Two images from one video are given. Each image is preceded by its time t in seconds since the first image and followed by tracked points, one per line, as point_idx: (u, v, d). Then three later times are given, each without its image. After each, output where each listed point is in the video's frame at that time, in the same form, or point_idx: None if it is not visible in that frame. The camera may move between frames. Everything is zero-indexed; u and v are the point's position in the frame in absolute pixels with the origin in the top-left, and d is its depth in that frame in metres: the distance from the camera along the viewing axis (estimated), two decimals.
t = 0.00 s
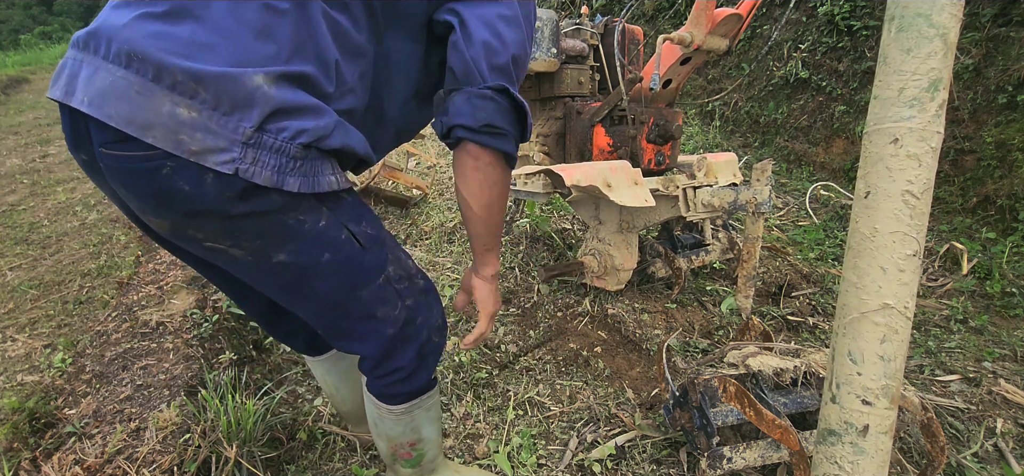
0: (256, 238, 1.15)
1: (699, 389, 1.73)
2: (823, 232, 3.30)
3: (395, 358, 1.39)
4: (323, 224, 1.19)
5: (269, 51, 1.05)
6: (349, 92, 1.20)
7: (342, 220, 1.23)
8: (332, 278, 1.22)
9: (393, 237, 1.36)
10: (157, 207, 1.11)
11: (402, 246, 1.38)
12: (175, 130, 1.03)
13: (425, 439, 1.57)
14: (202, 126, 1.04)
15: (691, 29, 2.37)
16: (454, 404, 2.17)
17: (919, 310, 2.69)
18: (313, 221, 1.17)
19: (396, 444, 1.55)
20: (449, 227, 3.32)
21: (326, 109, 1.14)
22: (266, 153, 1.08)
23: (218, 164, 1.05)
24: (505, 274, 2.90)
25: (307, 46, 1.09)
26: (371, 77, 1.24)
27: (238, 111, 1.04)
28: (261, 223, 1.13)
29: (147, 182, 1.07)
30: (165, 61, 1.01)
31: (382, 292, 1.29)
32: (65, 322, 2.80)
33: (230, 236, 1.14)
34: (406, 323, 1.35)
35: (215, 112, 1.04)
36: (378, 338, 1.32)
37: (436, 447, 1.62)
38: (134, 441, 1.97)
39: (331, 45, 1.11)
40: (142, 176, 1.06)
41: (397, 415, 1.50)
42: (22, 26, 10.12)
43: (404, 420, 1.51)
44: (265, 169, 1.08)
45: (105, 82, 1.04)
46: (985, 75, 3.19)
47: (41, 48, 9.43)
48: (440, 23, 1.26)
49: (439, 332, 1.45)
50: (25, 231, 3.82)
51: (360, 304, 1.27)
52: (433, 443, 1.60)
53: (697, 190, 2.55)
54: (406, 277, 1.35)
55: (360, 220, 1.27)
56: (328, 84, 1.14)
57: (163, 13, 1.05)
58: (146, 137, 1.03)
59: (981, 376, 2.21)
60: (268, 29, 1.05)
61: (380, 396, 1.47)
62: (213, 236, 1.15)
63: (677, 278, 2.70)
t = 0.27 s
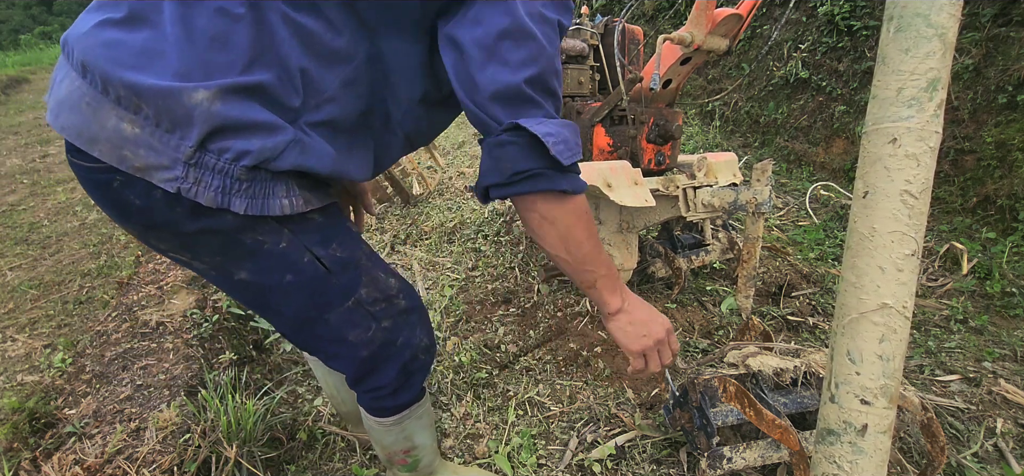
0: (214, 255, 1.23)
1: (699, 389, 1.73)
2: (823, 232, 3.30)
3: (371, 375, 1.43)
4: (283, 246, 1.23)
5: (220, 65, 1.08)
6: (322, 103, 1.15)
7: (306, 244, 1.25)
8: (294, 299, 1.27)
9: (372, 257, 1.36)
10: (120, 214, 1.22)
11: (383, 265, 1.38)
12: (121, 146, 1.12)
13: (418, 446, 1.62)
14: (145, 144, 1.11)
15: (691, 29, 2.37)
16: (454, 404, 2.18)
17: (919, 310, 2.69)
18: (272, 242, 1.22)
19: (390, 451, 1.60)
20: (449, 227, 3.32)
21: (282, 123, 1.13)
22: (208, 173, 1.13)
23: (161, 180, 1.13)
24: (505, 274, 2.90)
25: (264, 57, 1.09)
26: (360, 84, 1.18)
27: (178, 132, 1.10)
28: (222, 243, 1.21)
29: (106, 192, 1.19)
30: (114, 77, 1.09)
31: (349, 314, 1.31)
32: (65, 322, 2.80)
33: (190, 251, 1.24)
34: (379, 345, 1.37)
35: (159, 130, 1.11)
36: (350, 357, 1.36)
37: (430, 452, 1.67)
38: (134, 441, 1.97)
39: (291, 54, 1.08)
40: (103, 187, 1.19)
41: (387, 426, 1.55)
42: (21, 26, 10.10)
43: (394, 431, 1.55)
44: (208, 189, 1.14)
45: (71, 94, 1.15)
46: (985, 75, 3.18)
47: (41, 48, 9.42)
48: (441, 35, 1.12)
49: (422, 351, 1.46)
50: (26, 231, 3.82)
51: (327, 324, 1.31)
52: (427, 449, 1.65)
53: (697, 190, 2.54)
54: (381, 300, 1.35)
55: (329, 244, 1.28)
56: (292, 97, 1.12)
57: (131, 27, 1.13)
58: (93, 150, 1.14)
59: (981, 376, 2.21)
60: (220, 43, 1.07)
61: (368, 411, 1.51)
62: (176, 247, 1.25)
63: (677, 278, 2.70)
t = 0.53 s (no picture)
0: (193, 265, 1.31)
1: (699, 389, 1.73)
2: (823, 232, 3.30)
3: (363, 382, 1.47)
4: (257, 261, 1.28)
5: (201, 99, 1.12)
6: (314, 142, 1.17)
7: (282, 259, 1.29)
8: (278, 308, 1.33)
9: (357, 269, 1.37)
10: (103, 218, 1.32)
11: (372, 276, 1.40)
12: (93, 162, 1.20)
13: (416, 450, 1.64)
14: (115, 162, 1.18)
15: (691, 29, 2.37)
16: (454, 404, 2.18)
17: (919, 310, 2.68)
18: (245, 257, 1.27)
19: (387, 454, 1.63)
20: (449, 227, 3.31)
21: (257, 158, 1.16)
22: (173, 195, 1.19)
23: (130, 197, 1.20)
24: (505, 274, 2.89)
25: (245, 95, 1.12)
26: (374, 128, 1.18)
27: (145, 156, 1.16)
28: (204, 254, 1.28)
29: (88, 199, 1.30)
30: (93, 98, 1.15)
31: (332, 324, 1.36)
32: (65, 322, 2.80)
33: (172, 258, 1.33)
34: (368, 353, 1.41)
35: (127, 150, 1.17)
36: (340, 362, 1.42)
37: (429, 455, 1.69)
38: (134, 441, 1.97)
39: (278, 96, 1.13)
40: (84, 195, 1.30)
41: (384, 430, 1.58)
42: (21, 26, 10.08)
43: (391, 435, 1.59)
44: (173, 211, 1.20)
45: (58, 105, 1.23)
46: (985, 75, 3.18)
47: (41, 48, 9.41)
48: (479, 88, 1.18)
49: (418, 358, 1.50)
50: (26, 231, 3.82)
51: (312, 331, 1.37)
52: (426, 452, 1.67)
53: (697, 190, 2.56)
54: (368, 311, 1.38)
55: (307, 259, 1.30)
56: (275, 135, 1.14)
57: (116, 50, 1.17)
58: (71, 162, 1.22)
59: (981, 376, 2.21)
60: (201, 78, 1.11)
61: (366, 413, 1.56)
62: (160, 253, 1.34)
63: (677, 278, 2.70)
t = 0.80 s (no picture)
0: (194, 273, 1.35)
1: (699, 389, 1.73)
2: (823, 232, 3.30)
3: (366, 387, 1.48)
4: (259, 272, 1.30)
5: (229, 124, 1.16)
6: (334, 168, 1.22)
7: (284, 270, 1.31)
8: (280, 314, 1.36)
9: (361, 277, 1.38)
10: (101, 224, 1.34)
11: (375, 283, 1.40)
12: (98, 170, 1.21)
13: (419, 452, 1.65)
14: (121, 173, 1.20)
15: (691, 29, 2.37)
16: (454, 404, 2.19)
17: (919, 310, 2.68)
18: (247, 267, 1.30)
19: (390, 456, 1.64)
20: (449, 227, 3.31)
21: (273, 180, 1.20)
22: (179, 209, 1.21)
23: (134, 207, 1.22)
24: (505, 274, 2.89)
25: (270, 124, 1.18)
26: (397, 159, 1.24)
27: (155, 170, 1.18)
28: (206, 263, 1.31)
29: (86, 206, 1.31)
30: (108, 109, 1.16)
31: (335, 331, 1.38)
32: (65, 322, 2.80)
33: (173, 265, 1.36)
34: (371, 358, 1.43)
35: (137, 162, 1.18)
36: (341, 365, 1.44)
37: (431, 456, 1.69)
38: (134, 441, 1.97)
39: (304, 127, 1.19)
40: (81, 202, 1.32)
41: (387, 432, 1.59)
42: (21, 26, 10.06)
43: (395, 437, 1.59)
44: (179, 224, 1.22)
45: (62, 109, 1.23)
46: (985, 75, 3.18)
47: (41, 48, 9.40)
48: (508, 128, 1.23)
49: (422, 363, 1.51)
50: (26, 231, 3.82)
51: (313, 336, 1.39)
52: (428, 454, 1.68)
53: (698, 190, 2.57)
54: (371, 318, 1.39)
55: (310, 270, 1.32)
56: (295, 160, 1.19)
57: (136, 63, 1.18)
58: (76, 169, 1.23)
59: (982, 376, 2.21)
60: (231, 103, 1.15)
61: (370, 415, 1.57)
62: (162, 260, 1.37)
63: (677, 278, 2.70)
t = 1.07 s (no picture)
0: (211, 279, 1.34)
1: (699, 389, 1.73)
2: (823, 232, 3.30)
3: (378, 390, 1.48)
4: (281, 278, 1.30)
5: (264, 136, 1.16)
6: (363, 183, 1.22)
7: (304, 277, 1.31)
8: (299, 320, 1.36)
9: (379, 282, 1.38)
10: (113, 229, 1.30)
11: (392, 287, 1.40)
12: (123, 177, 1.18)
13: (423, 453, 1.64)
14: (148, 180, 1.17)
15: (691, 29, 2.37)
16: (454, 404, 2.19)
17: (919, 310, 2.68)
18: (268, 274, 1.29)
19: (395, 456, 1.64)
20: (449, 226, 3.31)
21: (303, 192, 1.21)
22: (208, 217, 1.19)
23: (159, 215, 1.19)
24: (505, 274, 2.89)
25: (304, 138, 1.18)
26: (424, 174, 1.25)
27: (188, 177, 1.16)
28: (227, 270, 1.30)
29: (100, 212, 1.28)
30: (140, 115, 1.14)
31: (352, 335, 1.38)
32: (65, 322, 2.80)
33: (188, 271, 1.34)
34: (387, 362, 1.43)
35: (167, 170, 1.16)
36: (357, 369, 1.43)
37: (434, 457, 1.69)
38: (134, 441, 1.97)
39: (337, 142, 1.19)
40: (95, 208, 1.27)
41: (395, 434, 1.58)
42: (21, 26, 10.05)
43: (401, 438, 1.59)
44: (207, 233, 1.20)
45: (82, 111, 1.18)
46: (985, 75, 3.18)
47: (41, 48, 9.40)
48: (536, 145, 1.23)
49: (434, 366, 1.52)
50: (26, 231, 3.82)
51: (329, 340, 1.39)
52: (431, 455, 1.67)
53: (698, 190, 2.58)
54: (389, 323, 1.39)
55: (330, 275, 1.32)
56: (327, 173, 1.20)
57: (169, 70, 1.16)
58: (99, 175, 1.19)
59: (982, 376, 2.21)
60: (267, 115, 1.15)
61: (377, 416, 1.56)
62: (178, 268, 1.35)
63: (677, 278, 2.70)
